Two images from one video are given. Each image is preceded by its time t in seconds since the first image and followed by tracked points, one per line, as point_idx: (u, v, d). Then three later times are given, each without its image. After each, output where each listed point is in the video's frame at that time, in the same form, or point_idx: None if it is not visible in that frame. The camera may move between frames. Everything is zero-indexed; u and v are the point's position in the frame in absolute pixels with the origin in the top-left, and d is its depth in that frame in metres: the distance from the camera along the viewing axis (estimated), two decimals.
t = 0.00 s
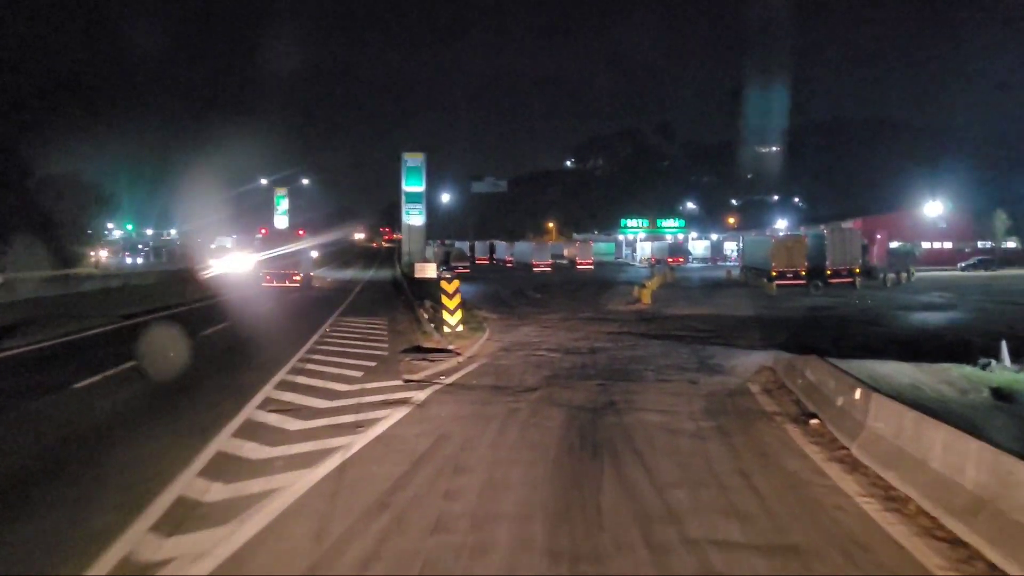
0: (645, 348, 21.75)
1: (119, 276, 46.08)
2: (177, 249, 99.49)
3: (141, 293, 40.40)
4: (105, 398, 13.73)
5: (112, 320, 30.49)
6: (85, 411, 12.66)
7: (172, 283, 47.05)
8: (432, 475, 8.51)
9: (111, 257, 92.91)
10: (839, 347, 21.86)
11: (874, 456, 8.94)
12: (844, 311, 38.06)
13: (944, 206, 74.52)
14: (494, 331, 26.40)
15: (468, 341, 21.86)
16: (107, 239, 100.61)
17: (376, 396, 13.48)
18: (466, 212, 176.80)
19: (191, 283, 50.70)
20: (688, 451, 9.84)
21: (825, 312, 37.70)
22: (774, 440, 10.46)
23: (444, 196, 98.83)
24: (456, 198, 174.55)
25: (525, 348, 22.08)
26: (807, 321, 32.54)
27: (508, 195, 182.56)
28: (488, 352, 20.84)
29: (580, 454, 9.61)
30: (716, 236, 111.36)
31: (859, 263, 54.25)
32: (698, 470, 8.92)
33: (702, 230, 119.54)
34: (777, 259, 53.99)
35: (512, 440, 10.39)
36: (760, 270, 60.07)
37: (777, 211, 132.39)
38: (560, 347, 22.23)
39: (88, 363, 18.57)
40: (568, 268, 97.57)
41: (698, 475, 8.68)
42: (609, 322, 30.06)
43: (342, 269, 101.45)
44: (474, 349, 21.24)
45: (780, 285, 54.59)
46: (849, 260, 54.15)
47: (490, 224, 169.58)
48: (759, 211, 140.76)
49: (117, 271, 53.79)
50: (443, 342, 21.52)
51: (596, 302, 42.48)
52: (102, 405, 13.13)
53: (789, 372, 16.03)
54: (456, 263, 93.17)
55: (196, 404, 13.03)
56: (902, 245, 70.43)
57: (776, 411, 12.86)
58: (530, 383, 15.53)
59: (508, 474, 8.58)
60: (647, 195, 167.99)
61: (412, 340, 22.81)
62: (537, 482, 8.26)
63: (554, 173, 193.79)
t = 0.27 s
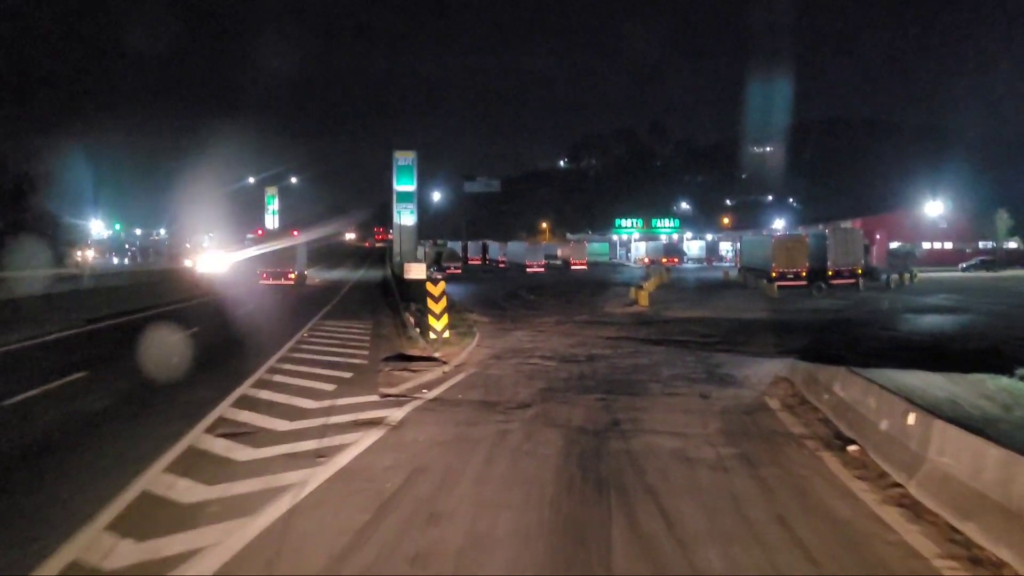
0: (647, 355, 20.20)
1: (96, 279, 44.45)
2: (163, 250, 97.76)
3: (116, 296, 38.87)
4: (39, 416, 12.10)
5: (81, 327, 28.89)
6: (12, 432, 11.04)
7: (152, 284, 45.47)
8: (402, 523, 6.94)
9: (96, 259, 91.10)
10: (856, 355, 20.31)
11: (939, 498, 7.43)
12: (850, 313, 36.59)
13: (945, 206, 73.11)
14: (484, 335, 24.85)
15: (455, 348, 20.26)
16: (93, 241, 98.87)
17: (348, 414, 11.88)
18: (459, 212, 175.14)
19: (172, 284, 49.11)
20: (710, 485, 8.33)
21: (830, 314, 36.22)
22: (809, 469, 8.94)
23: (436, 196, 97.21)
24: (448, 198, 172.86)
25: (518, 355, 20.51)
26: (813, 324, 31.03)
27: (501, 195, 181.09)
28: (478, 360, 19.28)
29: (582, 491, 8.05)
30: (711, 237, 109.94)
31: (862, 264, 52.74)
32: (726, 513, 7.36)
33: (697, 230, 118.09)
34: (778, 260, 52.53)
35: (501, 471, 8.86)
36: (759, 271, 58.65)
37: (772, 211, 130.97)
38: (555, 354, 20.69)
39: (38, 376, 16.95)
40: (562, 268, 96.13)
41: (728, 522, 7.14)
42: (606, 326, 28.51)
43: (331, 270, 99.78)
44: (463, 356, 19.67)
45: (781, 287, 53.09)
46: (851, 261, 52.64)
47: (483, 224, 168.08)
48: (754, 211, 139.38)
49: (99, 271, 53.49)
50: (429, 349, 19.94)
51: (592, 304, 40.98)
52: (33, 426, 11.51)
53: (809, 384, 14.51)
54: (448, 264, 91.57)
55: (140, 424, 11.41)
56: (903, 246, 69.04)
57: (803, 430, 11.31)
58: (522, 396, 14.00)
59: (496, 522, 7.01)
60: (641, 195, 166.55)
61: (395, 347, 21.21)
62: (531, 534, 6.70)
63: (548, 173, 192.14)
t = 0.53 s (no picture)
0: (649, 363, 18.69)
1: (72, 280, 42.74)
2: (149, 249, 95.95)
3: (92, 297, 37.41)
4: None
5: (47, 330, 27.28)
6: None
7: (131, 284, 43.94)
8: None
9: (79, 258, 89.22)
10: (875, 364, 18.84)
11: None
12: (855, 316, 35.15)
13: (944, 206, 71.78)
14: (474, 341, 23.33)
15: (442, 357, 18.69)
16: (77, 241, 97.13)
17: (315, 438, 10.31)
18: (451, 212, 173.43)
19: (153, 284, 47.53)
20: (745, 537, 6.80)
21: (835, 317, 34.78)
22: (860, 515, 7.44)
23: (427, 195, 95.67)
24: (440, 198, 171.14)
25: (510, 363, 18.99)
26: (820, 328, 29.58)
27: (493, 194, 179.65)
28: (465, 369, 17.74)
29: (589, 548, 6.53)
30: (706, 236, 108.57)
31: (863, 265, 51.30)
32: None
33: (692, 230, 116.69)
34: (777, 261, 51.10)
35: (489, 516, 7.33)
36: (756, 272, 57.26)
37: (767, 211, 129.64)
38: (549, 362, 19.17)
39: None
40: (555, 268, 94.68)
41: None
42: (603, 330, 27.00)
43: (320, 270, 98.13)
44: (450, 365, 18.13)
45: (781, 288, 51.64)
46: (852, 262, 51.16)
47: (475, 223, 166.64)
48: (748, 211, 138.07)
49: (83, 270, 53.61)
50: (413, 357, 18.39)
51: (587, 306, 39.47)
52: None
53: (834, 400, 13.01)
54: (439, 264, 89.97)
55: (69, 451, 9.83)
56: (902, 246, 67.72)
57: (839, 458, 9.82)
58: (514, 414, 12.46)
59: None
60: (635, 195, 165.17)
61: (377, 355, 19.64)
62: None
63: (541, 172, 190.60)
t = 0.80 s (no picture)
0: (652, 372, 17.25)
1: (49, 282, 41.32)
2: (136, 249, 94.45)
3: (67, 303, 36.02)
4: None
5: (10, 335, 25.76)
6: None
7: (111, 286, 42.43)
8: None
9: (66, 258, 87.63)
10: (898, 372, 17.39)
11: None
12: (862, 318, 33.77)
13: (945, 205, 70.56)
14: (463, 345, 21.83)
15: (428, 364, 17.18)
16: (63, 241, 95.63)
17: (271, 467, 8.76)
18: (443, 211, 172.07)
19: (134, 285, 46.00)
20: None
21: (841, 319, 33.42)
22: None
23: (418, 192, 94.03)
24: (432, 197, 169.73)
25: (502, 371, 17.55)
26: (828, 331, 28.16)
27: (486, 193, 178.27)
28: (453, 378, 16.22)
29: None
30: (701, 236, 107.33)
31: (866, 264, 49.97)
32: None
33: (687, 230, 115.35)
34: (777, 261, 49.80)
35: None
36: (755, 272, 55.97)
37: (763, 211, 128.43)
38: (544, 369, 17.68)
39: None
40: (549, 268, 93.31)
41: None
42: (601, 333, 25.51)
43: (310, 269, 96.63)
44: (437, 374, 16.58)
45: (781, 289, 50.32)
46: (855, 262, 49.81)
47: (468, 223, 165.27)
48: (743, 211, 136.90)
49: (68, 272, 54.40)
50: (396, 364, 16.83)
51: (583, 307, 38.01)
52: None
53: (865, 415, 11.58)
54: (431, 263, 88.51)
55: None
56: (902, 247, 66.48)
57: (889, 491, 8.37)
58: (505, 434, 10.95)
59: None
60: (629, 195, 163.91)
61: (358, 362, 18.13)
62: None
63: (534, 171, 189.25)
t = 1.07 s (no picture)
0: (657, 380, 15.89)
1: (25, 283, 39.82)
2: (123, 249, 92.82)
3: (41, 305, 34.55)
4: None
5: None
6: None
7: (89, 287, 40.92)
8: None
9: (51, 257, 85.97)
10: (923, 381, 16.05)
11: None
12: (869, 320, 32.41)
13: (946, 203, 69.30)
14: (452, 351, 20.37)
15: (413, 373, 15.75)
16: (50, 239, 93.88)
17: (209, 506, 7.33)
18: (437, 210, 170.56)
19: (114, 287, 44.46)
20: None
21: (847, 321, 32.06)
22: None
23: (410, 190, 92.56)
24: (426, 196, 168.23)
25: (494, 379, 16.17)
26: (836, 334, 26.80)
27: (480, 193, 176.87)
28: (438, 388, 14.76)
29: None
30: (697, 235, 106.06)
31: (869, 264, 48.66)
32: None
33: (683, 229, 114.11)
34: (778, 261, 48.49)
35: None
36: (755, 273, 54.66)
37: (759, 211, 127.29)
38: (539, 379, 16.24)
39: None
40: (543, 268, 91.95)
41: None
42: (599, 338, 24.07)
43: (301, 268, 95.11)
44: (420, 384, 15.11)
45: (782, 289, 49.02)
46: (857, 261, 48.47)
47: (462, 223, 163.88)
48: (739, 211, 135.77)
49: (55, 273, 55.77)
50: (377, 374, 15.34)
51: (578, 308, 36.60)
52: None
53: (904, 435, 10.24)
54: (423, 263, 87.07)
55: None
56: (903, 246, 65.28)
57: (953, 536, 7.02)
58: (494, 460, 9.51)
59: None
60: (623, 194, 162.64)
61: (338, 369, 16.70)
62: None
63: (528, 170, 187.90)
